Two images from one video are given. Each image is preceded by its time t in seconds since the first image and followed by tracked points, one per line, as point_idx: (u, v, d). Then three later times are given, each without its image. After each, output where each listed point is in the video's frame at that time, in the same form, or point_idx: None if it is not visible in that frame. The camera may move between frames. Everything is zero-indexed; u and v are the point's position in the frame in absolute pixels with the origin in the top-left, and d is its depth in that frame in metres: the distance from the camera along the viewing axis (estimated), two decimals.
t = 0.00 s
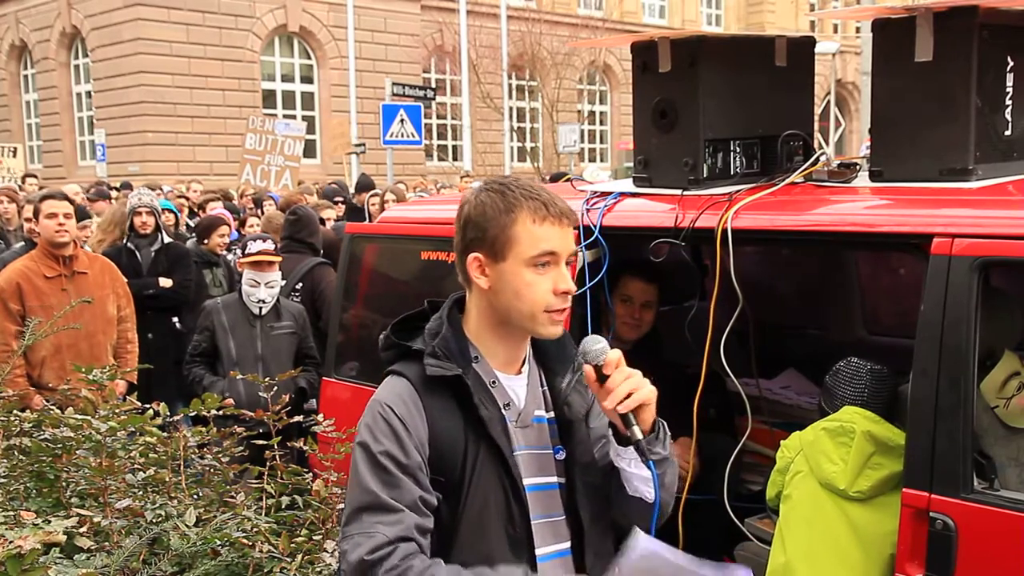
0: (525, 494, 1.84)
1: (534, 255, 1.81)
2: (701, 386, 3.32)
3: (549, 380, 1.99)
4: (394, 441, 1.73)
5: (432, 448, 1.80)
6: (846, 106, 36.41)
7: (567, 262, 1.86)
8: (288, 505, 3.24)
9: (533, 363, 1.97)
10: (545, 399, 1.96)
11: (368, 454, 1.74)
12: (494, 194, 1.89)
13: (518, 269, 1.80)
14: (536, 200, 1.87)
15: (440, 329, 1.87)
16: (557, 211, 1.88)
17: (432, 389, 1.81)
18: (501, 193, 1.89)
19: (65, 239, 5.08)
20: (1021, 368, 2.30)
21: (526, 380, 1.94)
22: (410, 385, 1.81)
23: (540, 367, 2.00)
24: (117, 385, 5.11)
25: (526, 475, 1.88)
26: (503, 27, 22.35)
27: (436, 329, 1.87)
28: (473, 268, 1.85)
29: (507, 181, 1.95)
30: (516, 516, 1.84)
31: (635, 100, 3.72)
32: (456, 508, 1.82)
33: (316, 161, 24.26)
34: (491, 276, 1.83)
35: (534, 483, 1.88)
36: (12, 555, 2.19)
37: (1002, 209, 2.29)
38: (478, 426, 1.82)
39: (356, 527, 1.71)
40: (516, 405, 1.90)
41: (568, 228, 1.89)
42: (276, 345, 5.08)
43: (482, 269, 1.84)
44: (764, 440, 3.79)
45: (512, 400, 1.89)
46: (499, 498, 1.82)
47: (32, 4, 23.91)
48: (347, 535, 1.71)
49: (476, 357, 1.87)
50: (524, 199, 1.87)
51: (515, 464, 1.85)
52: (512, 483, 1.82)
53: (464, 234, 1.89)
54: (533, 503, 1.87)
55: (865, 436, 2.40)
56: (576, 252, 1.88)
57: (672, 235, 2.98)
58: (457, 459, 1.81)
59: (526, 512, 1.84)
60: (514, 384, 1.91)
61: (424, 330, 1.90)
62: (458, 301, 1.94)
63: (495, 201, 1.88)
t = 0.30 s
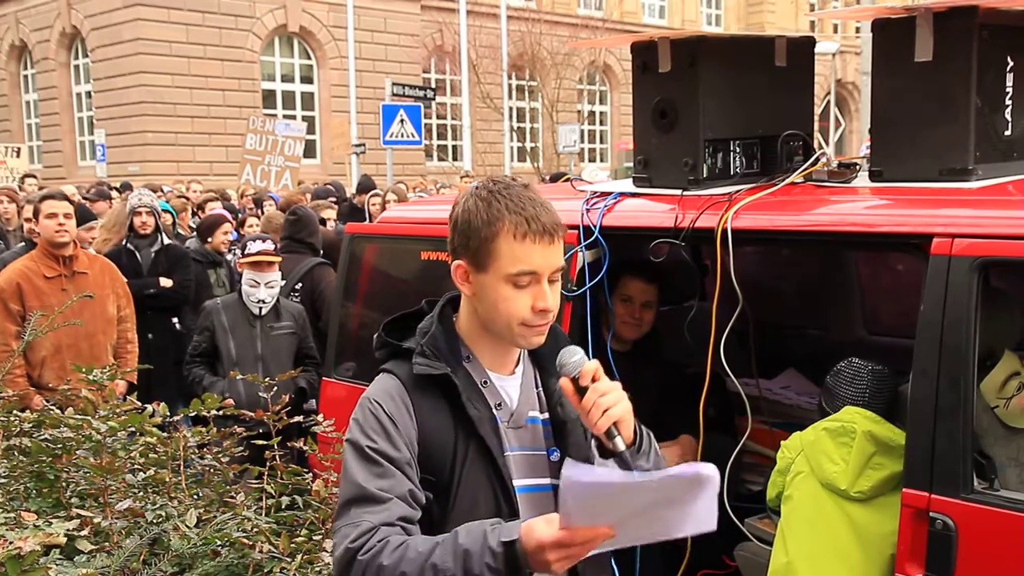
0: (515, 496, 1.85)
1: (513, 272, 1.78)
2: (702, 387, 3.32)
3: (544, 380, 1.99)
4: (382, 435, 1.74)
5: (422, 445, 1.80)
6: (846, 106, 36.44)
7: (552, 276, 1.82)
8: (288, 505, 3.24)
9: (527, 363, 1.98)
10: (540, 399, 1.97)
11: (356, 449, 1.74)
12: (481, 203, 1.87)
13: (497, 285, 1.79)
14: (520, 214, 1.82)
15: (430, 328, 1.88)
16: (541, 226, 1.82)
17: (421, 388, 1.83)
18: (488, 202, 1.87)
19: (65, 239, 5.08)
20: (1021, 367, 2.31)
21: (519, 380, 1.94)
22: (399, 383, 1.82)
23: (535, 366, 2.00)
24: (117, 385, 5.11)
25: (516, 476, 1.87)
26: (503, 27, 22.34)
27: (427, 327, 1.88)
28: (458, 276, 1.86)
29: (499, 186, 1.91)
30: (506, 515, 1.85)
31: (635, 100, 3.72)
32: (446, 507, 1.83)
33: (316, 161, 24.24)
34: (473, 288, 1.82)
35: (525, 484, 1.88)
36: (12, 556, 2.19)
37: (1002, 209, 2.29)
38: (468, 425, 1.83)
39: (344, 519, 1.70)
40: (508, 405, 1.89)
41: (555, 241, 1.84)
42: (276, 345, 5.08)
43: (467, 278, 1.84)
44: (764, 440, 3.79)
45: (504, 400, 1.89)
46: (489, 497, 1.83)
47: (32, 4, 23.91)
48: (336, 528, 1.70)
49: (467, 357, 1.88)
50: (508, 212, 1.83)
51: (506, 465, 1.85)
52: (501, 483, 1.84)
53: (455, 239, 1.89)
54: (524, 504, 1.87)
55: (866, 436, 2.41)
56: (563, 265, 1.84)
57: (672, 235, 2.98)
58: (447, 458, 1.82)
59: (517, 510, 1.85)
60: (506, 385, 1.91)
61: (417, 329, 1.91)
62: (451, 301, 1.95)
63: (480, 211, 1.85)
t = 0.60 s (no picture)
0: (508, 510, 1.87)
1: (525, 299, 1.76)
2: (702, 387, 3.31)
3: (542, 391, 1.97)
4: (375, 450, 1.74)
5: (414, 461, 1.81)
6: (846, 106, 36.44)
7: (563, 303, 1.80)
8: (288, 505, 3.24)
9: (526, 376, 1.96)
10: (536, 411, 1.95)
11: (347, 463, 1.74)
12: (494, 222, 1.85)
13: (507, 310, 1.77)
14: (535, 239, 1.80)
15: (429, 334, 1.87)
16: (555, 252, 1.80)
17: (418, 400, 1.83)
18: (501, 222, 1.84)
19: (65, 239, 5.08)
20: (1021, 367, 2.29)
21: (517, 392, 1.93)
22: (394, 393, 1.83)
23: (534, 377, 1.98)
24: (117, 386, 5.11)
25: (510, 489, 1.89)
26: (503, 27, 22.32)
27: (425, 334, 1.87)
28: (466, 294, 1.84)
29: (514, 205, 1.89)
30: (497, 533, 1.86)
31: (635, 100, 3.72)
32: (437, 521, 1.84)
33: (316, 161, 24.20)
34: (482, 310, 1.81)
35: (518, 498, 1.90)
36: (12, 556, 2.19)
37: (1002, 209, 2.29)
38: (463, 439, 1.84)
39: (330, 536, 1.70)
40: (504, 416, 1.91)
41: (568, 267, 1.82)
42: (275, 346, 5.08)
43: (475, 297, 1.83)
44: (764, 440, 3.79)
45: (500, 411, 1.90)
46: (480, 512, 1.85)
47: (32, 4, 23.91)
48: (321, 543, 1.71)
49: (466, 366, 1.87)
50: (522, 236, 1.80)
51: (501, 479, 1.87)
52: (495, 498, 1.85)
53: (464, 257, 1.87)
54: (516, 518, 1.89)
55: (867, 437, 2.41)
56: (575, 292, 1.81)
57: (672, 235, 2.98)
58: (440, 474, 1.83)
59: (509, 533, 1.87)
60: (504, 396, 1.91)
61: (415, 334, 1.91)
62: (452, 303, 1.93)
63: (492, 232, 1.83)
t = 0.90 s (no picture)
0: (511, 515, 1.86)
1: (523, 303, 1.76)
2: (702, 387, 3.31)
3: (543, 394, 1.98)
4: (375, 456, 1.73)
5: (416, 466, 1.81)
6: (846, 106, 36.45)
7: (561, 307, 1.80)
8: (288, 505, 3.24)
9: (526, 377, 1.97)
10: (537, 413, 1.96)
11: (348, 470, 1.73)
12: (493, 223, 1.84)
13: (504, 313, 1.77)
14: (534, 242, 1.79)
15: (428, 337, 1.87)
16: (555, 255, 1.80)
17: (418, 403, 1.83)
18: (500, 223, 1.84)
19: (64, 239, 5.08)
20: (1021, 367, 2.29)
21: (517, 394, 1.94)
22: (393, 397, 1.82)
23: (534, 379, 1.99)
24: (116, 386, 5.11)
25: (513, 493, 1.90)
26: (503, 27, 22.32)
27: (424, 336, 1.87)
28: (463, 295, 1.84)
29: (512, 205, 1.88)
30: (500, 537, 1.85)
31: (635, 100, 3.72)
32: (440, 527, 1.83)
33: (316, 161, 24.27)
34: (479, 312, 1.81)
35: (521, 503, 1.91)
36: (12, 555, 2.19)
37: (1002, 209, 2.29)
38: (464, 443, 1.84)
39: (332, 545, 1.69)
40: (505, 420, 1.91)
41: (566, 271, 1.82)
42: (275, 346, 5.08)
43: (472, 298, 1.82)
44: (764, 440, 3.79)
45: (501, 415, 1.91)
46: (483, 517, 1.84)
47: (32, 4, 23.91)
48: (323, 553, 1.69)
49: (465, 369, 1.87)
50: (521, 238, 1.79)
51: (503, 483, 1.87)
52: (498, 502, 1.84)
53: (462, 257, 1.86)
54: (520, 522, 1.90)
55: (867, 438, 2.40)
56: (573, 295, 1.82)
57: (672, 235, 2.98)
58: (442, 479, 1.82)
59: (513, 536, 1.86)
60: (504, 399, 1.91)
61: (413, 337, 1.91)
62: (450, 305, 1.94)
63: (490, 233, 1.83)
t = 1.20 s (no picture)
0: (526, 515, 1.85)
1: (531, 297, 1.76)
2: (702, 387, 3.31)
3: (553, 393, 1.99)
4: (390, 456, 1.73)
5: (431, 466, 1.80)
6: (846, 106, 36.45)
7: (570, 301, 1.80)
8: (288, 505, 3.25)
9: (536, 377, 1.98)
10: (548, 413, 1.97)
11: (362, 470, 1.73)
12: (500, 218, 1.84)
13: (512, 308, 1.77)
14: (541, 235, 1.79)
15: (438, 337, 1.88)
16: (562, 249, 1.79)
17: (431, 402, 1.83)
18: (507, 218, 1.84)
19: (64, 239, 5.08)
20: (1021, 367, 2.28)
21: (528, 394, 1.94)
22: (407, 397, 1.82)
23: (544, 379, 2.00)
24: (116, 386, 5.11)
25: (527, 494, 1.90)
26: (503, 27, 22.31)
27: (435, 337, 1.88)
28: (470, 291, 1.84)
29: (520, 200, 1.88)
30: (516, 537, 1.85)
31: (635, 100, 3.72)
32: (455, 528, 1.83)
33: (316, 161, 24.02)
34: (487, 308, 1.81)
35: (536, 503, 1.91)
36: (12, 555, 2.20)
37: (1002, 209, 2.29)
38: (479, 441, 1.83)
39: (350, 547, 1.68)
40: (517, 419, 1.91)
41: (575, 264, 1.81)
42: (275, 346, 5.08)
43: (480, 294, 1.83)
44: (764, 440, 3.79)
45: (513, 414, 1.91)
46: (499, 517, 1.83)
47: (32, 4, 23.91)
48: (341, 555, 1.69)
49: (476, 368, 1.88)
50: (528, 232, 1.79)
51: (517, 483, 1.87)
52: (513, 502, 1.84)
53: (469, 254, 1.87)
54: (535, 523, 1.91)
55: (869, 438, 2.41)
56: (582, 289, 1.81)
57: (672, 235, 2.99)
58: (457, 478, 1.82)
59: (529, 536, 1.86)
60: (515, 398, 1.91)
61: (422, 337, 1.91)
62: (459, 305, 1.95)
63: (497, 227, 1.83)
